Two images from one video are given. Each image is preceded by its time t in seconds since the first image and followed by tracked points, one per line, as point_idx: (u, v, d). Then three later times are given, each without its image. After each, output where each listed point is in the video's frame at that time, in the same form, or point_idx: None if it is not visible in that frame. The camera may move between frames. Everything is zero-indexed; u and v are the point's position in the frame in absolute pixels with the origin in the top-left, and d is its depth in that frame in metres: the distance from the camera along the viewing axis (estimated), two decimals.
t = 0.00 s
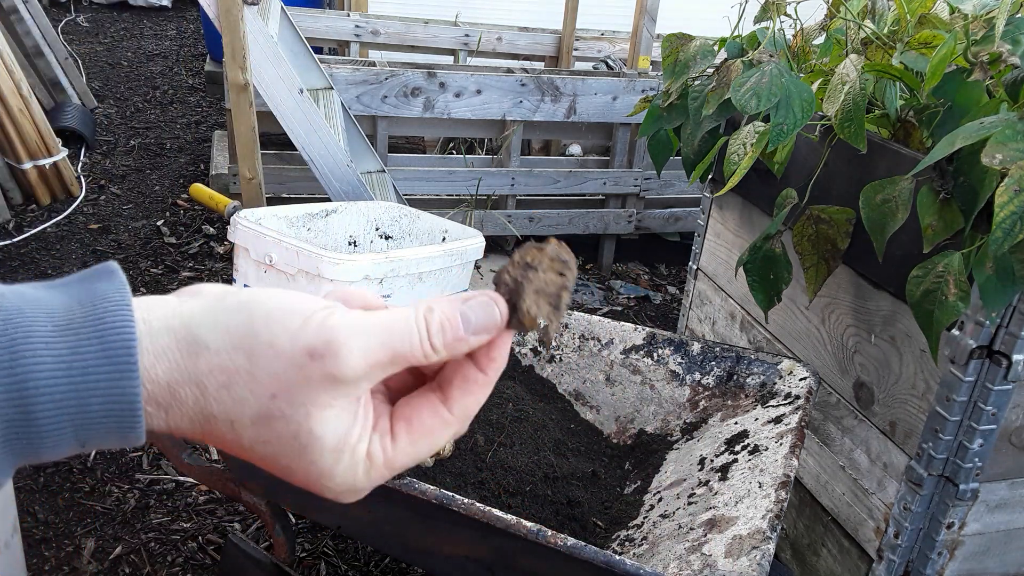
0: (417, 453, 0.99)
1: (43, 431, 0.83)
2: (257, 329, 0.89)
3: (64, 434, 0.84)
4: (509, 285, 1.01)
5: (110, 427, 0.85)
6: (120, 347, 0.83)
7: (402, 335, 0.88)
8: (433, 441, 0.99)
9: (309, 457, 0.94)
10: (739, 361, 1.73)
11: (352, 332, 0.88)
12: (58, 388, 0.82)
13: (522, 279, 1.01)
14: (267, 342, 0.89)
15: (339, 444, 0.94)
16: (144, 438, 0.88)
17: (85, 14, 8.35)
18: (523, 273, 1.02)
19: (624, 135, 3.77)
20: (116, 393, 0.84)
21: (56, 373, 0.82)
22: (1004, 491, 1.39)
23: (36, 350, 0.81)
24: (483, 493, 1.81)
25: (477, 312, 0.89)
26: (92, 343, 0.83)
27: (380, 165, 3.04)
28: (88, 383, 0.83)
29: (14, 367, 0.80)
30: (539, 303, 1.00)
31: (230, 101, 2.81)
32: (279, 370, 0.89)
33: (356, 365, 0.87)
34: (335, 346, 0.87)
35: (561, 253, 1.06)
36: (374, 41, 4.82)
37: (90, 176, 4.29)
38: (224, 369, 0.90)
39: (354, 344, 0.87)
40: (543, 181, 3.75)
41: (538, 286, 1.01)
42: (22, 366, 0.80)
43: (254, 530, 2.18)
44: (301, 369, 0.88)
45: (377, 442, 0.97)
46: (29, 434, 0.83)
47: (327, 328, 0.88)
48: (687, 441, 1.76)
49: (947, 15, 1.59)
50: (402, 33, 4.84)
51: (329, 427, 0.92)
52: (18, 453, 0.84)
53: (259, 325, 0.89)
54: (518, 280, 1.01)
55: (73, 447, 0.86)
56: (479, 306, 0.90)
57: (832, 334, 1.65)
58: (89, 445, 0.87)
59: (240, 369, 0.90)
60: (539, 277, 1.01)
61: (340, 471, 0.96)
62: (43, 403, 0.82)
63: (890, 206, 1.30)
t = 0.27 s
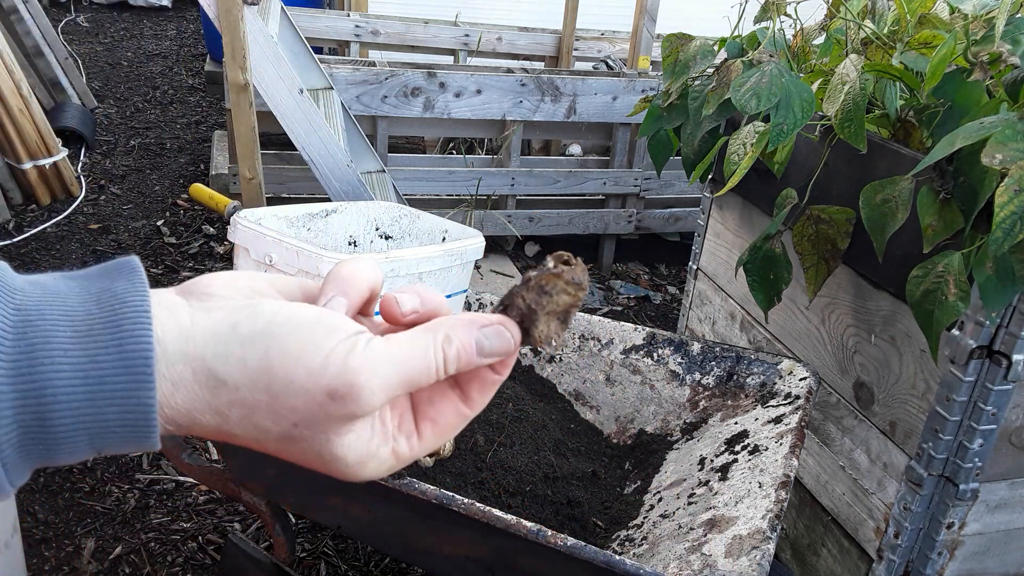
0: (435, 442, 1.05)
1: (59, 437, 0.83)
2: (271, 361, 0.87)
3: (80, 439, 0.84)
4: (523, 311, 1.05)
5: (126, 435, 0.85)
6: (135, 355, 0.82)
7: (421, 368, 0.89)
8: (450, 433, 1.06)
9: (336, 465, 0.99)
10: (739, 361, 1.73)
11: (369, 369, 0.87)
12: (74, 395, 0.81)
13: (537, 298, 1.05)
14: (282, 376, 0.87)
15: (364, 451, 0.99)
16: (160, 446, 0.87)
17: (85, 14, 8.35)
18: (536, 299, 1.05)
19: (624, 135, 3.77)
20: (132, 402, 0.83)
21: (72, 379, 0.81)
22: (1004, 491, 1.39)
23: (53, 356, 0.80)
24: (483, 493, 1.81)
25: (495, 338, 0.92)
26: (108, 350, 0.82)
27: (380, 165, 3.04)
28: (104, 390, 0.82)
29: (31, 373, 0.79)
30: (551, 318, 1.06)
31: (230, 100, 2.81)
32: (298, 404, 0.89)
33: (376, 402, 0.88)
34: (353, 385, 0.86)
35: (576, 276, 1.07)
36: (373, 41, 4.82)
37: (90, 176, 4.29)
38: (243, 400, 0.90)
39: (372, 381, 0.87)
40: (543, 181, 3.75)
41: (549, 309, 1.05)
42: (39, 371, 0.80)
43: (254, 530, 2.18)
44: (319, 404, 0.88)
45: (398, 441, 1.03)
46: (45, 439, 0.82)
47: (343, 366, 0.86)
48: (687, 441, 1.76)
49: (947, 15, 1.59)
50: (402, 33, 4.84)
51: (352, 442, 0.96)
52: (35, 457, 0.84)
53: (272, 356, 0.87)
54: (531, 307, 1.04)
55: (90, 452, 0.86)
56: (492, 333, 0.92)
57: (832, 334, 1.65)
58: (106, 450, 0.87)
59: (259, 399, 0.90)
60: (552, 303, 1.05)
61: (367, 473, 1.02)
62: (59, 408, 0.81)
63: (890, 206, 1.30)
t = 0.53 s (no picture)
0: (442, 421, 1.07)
1: (63, 432, 0.82)
2: (267, 368, 0.87)
3: (85, 435, 0.83)
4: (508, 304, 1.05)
5: (130, 431, 0.84)
6: (141, 352, 0.82)
7: (416, 370, 0.89)
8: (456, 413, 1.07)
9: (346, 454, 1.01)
10: (739, 361, 1.73)
11: (364, 376, 0.86)
12: (79, 391, 0.81)
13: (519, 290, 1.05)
14: (278, 382, 0.87)
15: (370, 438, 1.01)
16: (163, 443, 0.87)
17: (85, 14, 8.35)
18: (520, 292, 1.04)
19: (624, 135, 3.77)
20: (137, 399, 0.83)
21: (77, 375, 0.80)
22: (1004, 490, 1.39)
23: (59, 351, 0.80)
24: (483, 493, 1.81)
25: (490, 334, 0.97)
26: (114, 346, 0.82)
27: (380, 165, 3.04)
28: (110, 386, 0.81)
29: (36, 368, 0.79)
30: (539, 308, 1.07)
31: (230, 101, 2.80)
32: (296, 408, 0.89)
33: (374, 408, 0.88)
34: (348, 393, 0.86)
35: (554, 263, 1.06)
36: (373, 41, 4.82)
37: (90, 176, 4.29)
38: (243, 401, 0.91)
39: (368, 390, 0.86)
40: (543, 181, 3.75)
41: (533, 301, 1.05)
42: (44, 367, 0.79)
43: (254, 530, 2.18)
44: (317, 409, 0.89)
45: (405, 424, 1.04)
46: (49, 435, 0.82)
47: (338, 374, 0.86)
48: (687, 441, 1.76)
49: (947, 15, 1.59)
50: (402, 33, 4.84)
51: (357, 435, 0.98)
52: (38, 452, 0.83)
53: (267, 363, 0.87)
54: (515, 301, 1.04)
55: (93, 448, 0.86)
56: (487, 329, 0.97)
57: (832, 334, 1.65)
58: (108, 447, 0.86)
59: (258, 401, 0.90)
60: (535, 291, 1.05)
61: (377, 459, 1.05)
62: (64, 404, 0.80)
63: (890, 206, 1.30)
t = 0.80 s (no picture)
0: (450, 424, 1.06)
1: (66, 449, 0.83)
2: (275, 357, 0.87)
3: (87, 452, 0.84)
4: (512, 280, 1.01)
5: (132, 448, 0.85)
6: (145, 369, 0.83)
7: (423, 348, 0.90)
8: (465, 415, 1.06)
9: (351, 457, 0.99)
10: (739, 361, 1.73)
11: (371, 351, 0.87)
12: (83, 408, 0.81)
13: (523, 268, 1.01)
14: (287, 371, 0.87)
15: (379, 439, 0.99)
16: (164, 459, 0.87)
17: (85, 14, 8.35)
18: (523, 268, 1.00)
19: (624, 135, 3.77)
20: (140, 415, 0.84)
21: (81, 391, 0.81)
22: (1004, 490, 1.39)
23: (64, 367, 0.80)
24: (483, 493, 1.81)
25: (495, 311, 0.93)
26: (118, 363, 0.82)
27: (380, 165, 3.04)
28: (113, 403, 0.82)
29: (40, 384, 0.79)
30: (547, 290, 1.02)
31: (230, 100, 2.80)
32: (305, 397, 0.89)
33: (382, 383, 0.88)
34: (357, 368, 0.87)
35: (558, 236, 1.00)
36: (373, 41, 4.82)
37: (90, 176, 4.29)
38: (250, 398, 0.89)
39: (374, 362, 0.87)
40: (543, 181, 3.75)
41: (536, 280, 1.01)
42: (49, 383, 0.80)
43: (254, 530, 2.18)
44: (325, 393, 0.89)
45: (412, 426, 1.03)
46: (51, 451, 0.82)
47: (345, 351, 0.87)
48: (687, 441, 1.76)
49: (947, 15, 1.59)
50: (402, 33, 4.84)
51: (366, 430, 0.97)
52: (41, 469, 0.84)
53: (275, 353, 0.87)
54: (519, 277, 1.00)
55: (96, 465, 0.86)
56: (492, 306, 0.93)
57: (833, 334, 1.65)
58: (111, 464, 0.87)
59: (267, 396, 0.89)
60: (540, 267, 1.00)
61: (387, 462, 1.02)
62: (68, 421, 0.81)
63: (890, 206, 1.30)
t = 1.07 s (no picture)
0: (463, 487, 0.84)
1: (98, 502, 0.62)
2: (304, 411, 0.66)
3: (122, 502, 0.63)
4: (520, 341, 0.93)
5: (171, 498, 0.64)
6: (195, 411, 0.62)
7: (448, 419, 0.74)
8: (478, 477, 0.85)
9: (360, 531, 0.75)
10: (739, 361, 1.73)
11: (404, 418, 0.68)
12: (119, 457, 0.60)
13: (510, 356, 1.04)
14: (317, 432, 0.66)
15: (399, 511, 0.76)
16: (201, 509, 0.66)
17: (85, 14, 8.35)
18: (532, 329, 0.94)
19: (624, 135, 3.77)
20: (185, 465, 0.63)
21: (120, 437, 0.60)
22: (1004, 491, 1.39)
23: (97, 408, 0.59)
24: (483, 493, 1.81)
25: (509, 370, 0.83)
26: (161, 402, 0.61)
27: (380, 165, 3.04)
28: (155, 453, 0.61)
29: (72, 428, 0.58)
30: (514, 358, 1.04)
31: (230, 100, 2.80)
32: (328, 457, 0.67)
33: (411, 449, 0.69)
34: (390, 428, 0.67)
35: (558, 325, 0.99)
36: (373, 41, 4.82)
37: (90, 176, 4.29)
38: (276, 454, 0.67)
39: (410, 434, 0.69)
40: (543, 180, 3.75)
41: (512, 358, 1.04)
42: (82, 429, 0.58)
43: (254, 530, 2.18)
44: (351, 460, 0.67)
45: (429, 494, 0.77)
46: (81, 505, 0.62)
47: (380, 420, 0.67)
48: (687, 441, 1.76)
49: (947, 14, 1.59)
50: (402, 33, 4.84)
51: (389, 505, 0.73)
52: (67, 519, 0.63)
53: (308, 410, 0.65)
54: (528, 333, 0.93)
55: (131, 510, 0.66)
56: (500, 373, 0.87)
57: (832, 334, 1.65)
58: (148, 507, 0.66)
59: (290, 451, 0.67)
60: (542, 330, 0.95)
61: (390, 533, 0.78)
62: (101, 475, 0.60)
63: (890, 206, 1.30)
